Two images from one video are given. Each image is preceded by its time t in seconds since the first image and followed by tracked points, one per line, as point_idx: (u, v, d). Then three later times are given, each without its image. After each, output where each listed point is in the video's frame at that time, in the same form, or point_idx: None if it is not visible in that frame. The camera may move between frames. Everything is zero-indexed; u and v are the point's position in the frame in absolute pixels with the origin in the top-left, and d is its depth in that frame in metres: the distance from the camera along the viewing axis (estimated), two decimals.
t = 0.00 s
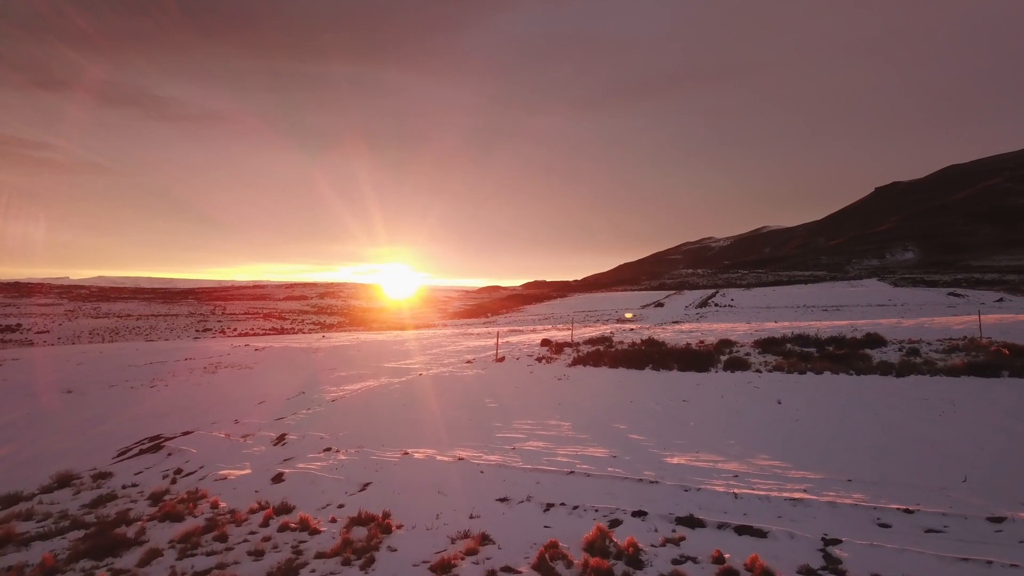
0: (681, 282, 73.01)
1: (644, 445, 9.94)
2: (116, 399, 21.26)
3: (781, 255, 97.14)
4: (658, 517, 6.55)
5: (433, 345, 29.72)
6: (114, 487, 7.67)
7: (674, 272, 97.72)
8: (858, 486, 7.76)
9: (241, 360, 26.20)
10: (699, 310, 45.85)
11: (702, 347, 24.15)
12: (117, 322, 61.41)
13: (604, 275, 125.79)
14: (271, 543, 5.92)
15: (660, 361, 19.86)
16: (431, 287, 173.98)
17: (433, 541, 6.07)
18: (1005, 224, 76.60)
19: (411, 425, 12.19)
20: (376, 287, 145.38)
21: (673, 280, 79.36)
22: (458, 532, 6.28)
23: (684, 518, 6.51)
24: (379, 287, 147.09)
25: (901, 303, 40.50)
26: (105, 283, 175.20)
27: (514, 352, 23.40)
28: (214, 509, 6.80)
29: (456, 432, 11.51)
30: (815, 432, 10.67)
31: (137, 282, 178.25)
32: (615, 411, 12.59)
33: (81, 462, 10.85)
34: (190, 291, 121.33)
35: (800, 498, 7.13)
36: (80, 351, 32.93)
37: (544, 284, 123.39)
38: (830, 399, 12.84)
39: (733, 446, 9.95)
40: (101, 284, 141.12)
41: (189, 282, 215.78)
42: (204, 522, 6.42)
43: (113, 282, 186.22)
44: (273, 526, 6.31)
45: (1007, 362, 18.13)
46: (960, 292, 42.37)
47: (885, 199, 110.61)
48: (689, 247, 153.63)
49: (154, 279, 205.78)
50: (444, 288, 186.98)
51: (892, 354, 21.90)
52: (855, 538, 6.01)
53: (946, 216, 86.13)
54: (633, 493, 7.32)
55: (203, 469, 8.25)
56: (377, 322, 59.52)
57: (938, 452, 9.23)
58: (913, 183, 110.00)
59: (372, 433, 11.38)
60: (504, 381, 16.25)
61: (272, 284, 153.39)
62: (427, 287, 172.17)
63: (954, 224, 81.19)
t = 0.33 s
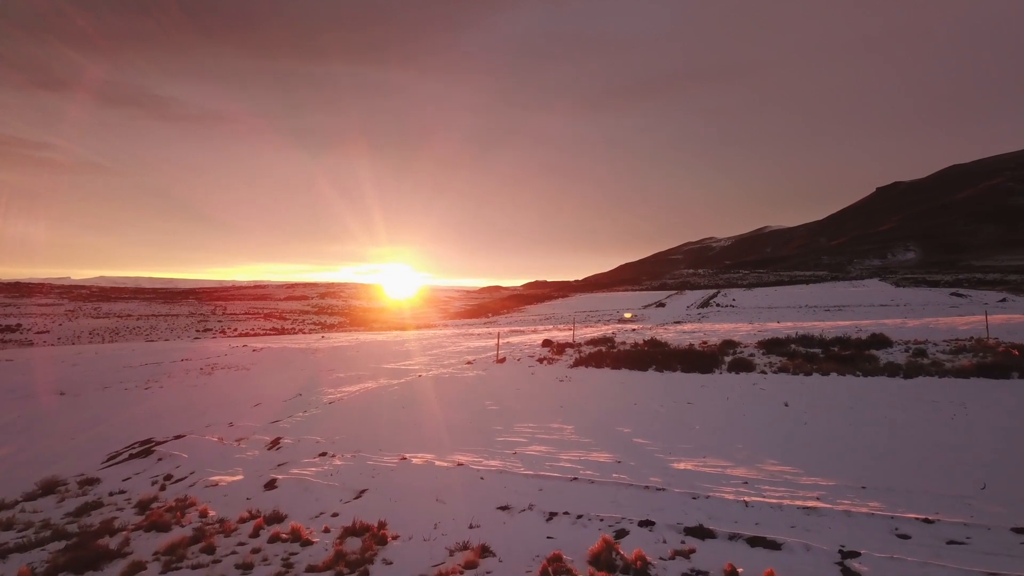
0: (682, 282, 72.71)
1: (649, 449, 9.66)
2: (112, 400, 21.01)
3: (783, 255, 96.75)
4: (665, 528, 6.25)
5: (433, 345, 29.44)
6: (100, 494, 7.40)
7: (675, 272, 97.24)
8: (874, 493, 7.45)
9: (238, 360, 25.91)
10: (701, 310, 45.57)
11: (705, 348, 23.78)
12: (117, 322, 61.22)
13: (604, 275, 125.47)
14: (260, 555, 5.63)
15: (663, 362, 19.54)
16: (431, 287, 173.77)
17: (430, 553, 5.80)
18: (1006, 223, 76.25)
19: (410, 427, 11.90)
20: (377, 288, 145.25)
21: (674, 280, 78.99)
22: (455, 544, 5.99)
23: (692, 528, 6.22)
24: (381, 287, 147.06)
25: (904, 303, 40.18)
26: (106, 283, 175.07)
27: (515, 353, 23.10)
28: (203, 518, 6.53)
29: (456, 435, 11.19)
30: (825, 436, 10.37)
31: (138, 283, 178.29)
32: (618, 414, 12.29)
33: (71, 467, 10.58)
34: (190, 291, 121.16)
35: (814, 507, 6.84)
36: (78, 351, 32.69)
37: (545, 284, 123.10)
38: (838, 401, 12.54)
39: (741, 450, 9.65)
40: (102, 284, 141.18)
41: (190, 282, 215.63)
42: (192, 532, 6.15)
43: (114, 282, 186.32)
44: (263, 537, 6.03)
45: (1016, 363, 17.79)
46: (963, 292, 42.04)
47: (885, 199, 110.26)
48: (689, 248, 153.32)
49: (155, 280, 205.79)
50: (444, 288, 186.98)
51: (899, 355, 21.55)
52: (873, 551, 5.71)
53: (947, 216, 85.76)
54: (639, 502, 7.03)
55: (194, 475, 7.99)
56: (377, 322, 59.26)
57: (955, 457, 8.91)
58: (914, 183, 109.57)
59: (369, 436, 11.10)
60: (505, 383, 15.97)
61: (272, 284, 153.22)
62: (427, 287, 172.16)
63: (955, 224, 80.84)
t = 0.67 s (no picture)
0: (683, 282, 72.46)
1: (656, 454, 9.33)
2: (108, 401, 20.74)
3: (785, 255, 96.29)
4: (676, 541, 5.90)
5: (433, 346, 29.14)
6: (82, 503, 7.08)
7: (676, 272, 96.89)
8: (893, 503, 7.11)
9: (237, 361, 25.64)
10: (703, 310, 45.18)
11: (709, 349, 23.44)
12: (117, 322, 61.09)
13: (605, 275, 125.18)
14: (246, 571, 5.30)
15: (667, 363, 19.18)
16: (432, 287, 173.67)
17: (427, 568, 5.47)
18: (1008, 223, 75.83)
19: (409, 431, 11.56)
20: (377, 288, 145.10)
21: (676, 280, 78.59)
22: (453, 559, 5.65)
23: (704, 541, 5.88)
24: (381, 287, 146.99)
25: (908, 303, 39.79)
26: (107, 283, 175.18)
27: (516, 354, 22.77)
28: (188, 530, 6.20)
29: (456, 440, 10.85)
30: (836, 440, 10.03)
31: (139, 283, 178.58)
32: (622, 418, 11.96)
33: (60, 472, 10.27)
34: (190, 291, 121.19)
35: (832, 518, 6.49)
36: (75, 352, 32.43)
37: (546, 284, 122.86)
38: (849, 404, 12.21)
39: (752, 456, 9.32)
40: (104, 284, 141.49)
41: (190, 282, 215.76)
42: (175, 545, 5.81)
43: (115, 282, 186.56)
44: (251, 551, 5.70)
45: None
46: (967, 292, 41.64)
47: (887, 199, 109.82)
48: (690, 248, 152.96)
49: (156, 279, 205.97)
50: (445, 288, 186.82)
51: (906, 356, 21.16)
52: (898, 566, 5.36)
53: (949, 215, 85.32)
54: (647, 512, 6.69)
55: (182, 483, 7.67)
56: (377, 322, 58.99)
57: (974, 462, 8.55)
58: (915, 183, 109.08)
59: (366, 440, 10.77)
60: (506, 385, 15.61)
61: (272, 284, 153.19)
62: (427, 287, 172.08)
63: (957, 224, 80.39)
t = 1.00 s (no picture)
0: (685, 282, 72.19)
1: (662, 459, 9.05)
2: (103, 402, 20.45)
3: (786, 255, 95.77)
4: (686, 554, 5.60)
5: (433, 346, 28.82)
6: (65, 512, 6.80)
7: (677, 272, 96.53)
8: (911, 511, 6.83)
9: (233, 362, 25.34)
10: (705, 310, 44.84)
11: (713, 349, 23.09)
12: (116, 322, 60.92)
13: (606, 276, 124.87)
14: None
15: (671, 364, 18.85)
16: (432, 287, 173.40)
17: None
18: (1010, 222, 75.45)
19: (407, 434, 11.23)
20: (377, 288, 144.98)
21: (677, 280, 78.24)
22: (452, 572, 5.36)
23: (716, 553, 5.59)
24: (381, 287, 146.86)
25: (911, 303, 39.46)
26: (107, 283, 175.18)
27: (517, 354, 22.46)
28: (172, 541, 5.90)
29: (456, 444, 10.51)
30: (847, 445, 9.73)
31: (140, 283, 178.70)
32: (626, 421, 11.67)
33: (48, 476, 9.96)
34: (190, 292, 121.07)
35: (849, 528, 6.20)
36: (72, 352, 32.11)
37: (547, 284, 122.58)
38: (859, 407, 11.91)
39: (762, 461, 9.03)
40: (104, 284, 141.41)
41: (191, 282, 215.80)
42: (159, 557, 5.52)
43: (116, 283, 186.57)
44: (238, 563, 5.42)
45: None
46: (970, 292, 41.29)
47: (888, 198, 109.43)
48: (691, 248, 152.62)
49: (156, 279, 205.90)
50: (445, 288, 186.64)
51: (914, 357, 20.81)
52: None
53: (950, 215, 84.96)
54: (655, 522, 6.39)
55: (171, 490, 7.38)
56: (377, 323, 58.45)
57: (990, 468, 8.26)
58: (917, 182, 108.61)
59: (363, 444, 10.46)
60: (507, 387, 15.29)
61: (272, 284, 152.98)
62: (427, 287, 171.97)
63: (958, 224, 79.98)
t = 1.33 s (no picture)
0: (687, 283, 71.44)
1: (668, 465, 8.75)
2: (99, 403, 20.21)
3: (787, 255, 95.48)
4: (696, 568, 5.30)
5: (433, 347, 28.55)
6: (46, 521, 6.52)
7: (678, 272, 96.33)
8: (930, 520, 6.54)
9: (231, 363, 25.10)
10: (707, 310, 44.54)
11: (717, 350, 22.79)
12: (116, 322, 60.81)
13: (606, 276, 124.64)
14: None
15: (675, 366, 18.55)
16: (432, 287, 173.39)
17: None
18: (1011, 222, 75.10)
19: (406, 438, 10.91)
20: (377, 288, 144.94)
21: (679, 280, 77.87)
22: None
23: (729, 567, 5.29)
24: (382, 287, 146.77)
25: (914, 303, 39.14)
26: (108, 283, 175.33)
27: (518, 355, 22.16)
28: (155, 553, 5.60)
29: (455, 448, 10.19)
30: (859, 449, 9.43)
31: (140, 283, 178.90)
32: (631, 424, 11.38)
33: (36, 481, 9.69)
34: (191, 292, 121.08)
35: (868, 539, 5.89)
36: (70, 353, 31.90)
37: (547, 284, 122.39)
38: (868, 409, 11.63)
39: (772, 467, 8.72)
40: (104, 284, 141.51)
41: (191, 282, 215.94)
42: (141, 571, 5.23)
43: (116, 283, 186.73)
44: None
45: None
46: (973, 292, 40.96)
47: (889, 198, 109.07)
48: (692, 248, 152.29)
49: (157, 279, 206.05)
50: (445, 288, 186.54)
51: (921, 358, 20.47)
52: None
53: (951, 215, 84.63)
54: (663, 532, 6.09)
55: (158, 497, 7.11)
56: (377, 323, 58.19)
57: (1010, 473, 7.94)
58: (919, 182, 107.98)
59: (359, 448, 10.15)
60: (508, 388, 14.98)
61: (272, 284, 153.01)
62: (428, 288, 171.89)
63: (959, 224, 79.64)
